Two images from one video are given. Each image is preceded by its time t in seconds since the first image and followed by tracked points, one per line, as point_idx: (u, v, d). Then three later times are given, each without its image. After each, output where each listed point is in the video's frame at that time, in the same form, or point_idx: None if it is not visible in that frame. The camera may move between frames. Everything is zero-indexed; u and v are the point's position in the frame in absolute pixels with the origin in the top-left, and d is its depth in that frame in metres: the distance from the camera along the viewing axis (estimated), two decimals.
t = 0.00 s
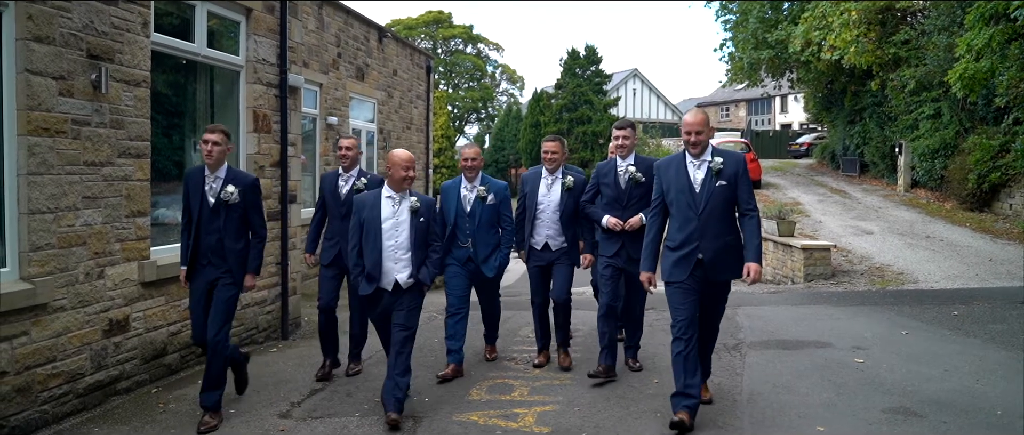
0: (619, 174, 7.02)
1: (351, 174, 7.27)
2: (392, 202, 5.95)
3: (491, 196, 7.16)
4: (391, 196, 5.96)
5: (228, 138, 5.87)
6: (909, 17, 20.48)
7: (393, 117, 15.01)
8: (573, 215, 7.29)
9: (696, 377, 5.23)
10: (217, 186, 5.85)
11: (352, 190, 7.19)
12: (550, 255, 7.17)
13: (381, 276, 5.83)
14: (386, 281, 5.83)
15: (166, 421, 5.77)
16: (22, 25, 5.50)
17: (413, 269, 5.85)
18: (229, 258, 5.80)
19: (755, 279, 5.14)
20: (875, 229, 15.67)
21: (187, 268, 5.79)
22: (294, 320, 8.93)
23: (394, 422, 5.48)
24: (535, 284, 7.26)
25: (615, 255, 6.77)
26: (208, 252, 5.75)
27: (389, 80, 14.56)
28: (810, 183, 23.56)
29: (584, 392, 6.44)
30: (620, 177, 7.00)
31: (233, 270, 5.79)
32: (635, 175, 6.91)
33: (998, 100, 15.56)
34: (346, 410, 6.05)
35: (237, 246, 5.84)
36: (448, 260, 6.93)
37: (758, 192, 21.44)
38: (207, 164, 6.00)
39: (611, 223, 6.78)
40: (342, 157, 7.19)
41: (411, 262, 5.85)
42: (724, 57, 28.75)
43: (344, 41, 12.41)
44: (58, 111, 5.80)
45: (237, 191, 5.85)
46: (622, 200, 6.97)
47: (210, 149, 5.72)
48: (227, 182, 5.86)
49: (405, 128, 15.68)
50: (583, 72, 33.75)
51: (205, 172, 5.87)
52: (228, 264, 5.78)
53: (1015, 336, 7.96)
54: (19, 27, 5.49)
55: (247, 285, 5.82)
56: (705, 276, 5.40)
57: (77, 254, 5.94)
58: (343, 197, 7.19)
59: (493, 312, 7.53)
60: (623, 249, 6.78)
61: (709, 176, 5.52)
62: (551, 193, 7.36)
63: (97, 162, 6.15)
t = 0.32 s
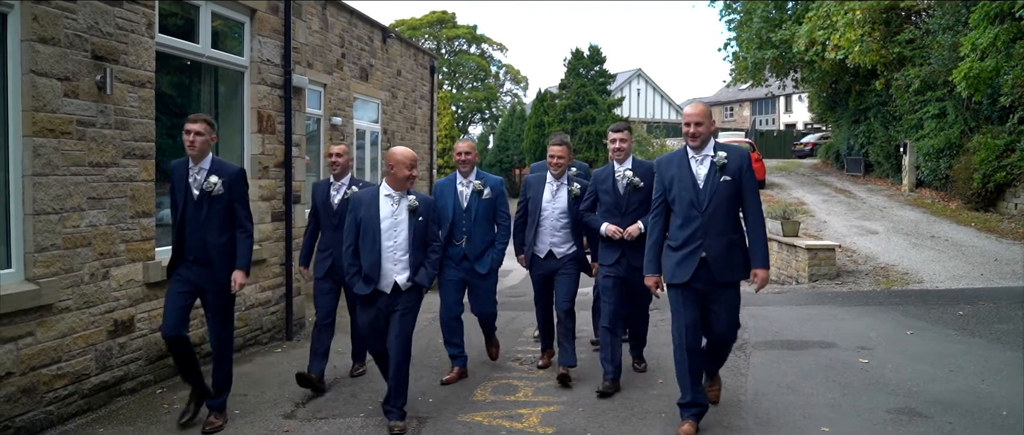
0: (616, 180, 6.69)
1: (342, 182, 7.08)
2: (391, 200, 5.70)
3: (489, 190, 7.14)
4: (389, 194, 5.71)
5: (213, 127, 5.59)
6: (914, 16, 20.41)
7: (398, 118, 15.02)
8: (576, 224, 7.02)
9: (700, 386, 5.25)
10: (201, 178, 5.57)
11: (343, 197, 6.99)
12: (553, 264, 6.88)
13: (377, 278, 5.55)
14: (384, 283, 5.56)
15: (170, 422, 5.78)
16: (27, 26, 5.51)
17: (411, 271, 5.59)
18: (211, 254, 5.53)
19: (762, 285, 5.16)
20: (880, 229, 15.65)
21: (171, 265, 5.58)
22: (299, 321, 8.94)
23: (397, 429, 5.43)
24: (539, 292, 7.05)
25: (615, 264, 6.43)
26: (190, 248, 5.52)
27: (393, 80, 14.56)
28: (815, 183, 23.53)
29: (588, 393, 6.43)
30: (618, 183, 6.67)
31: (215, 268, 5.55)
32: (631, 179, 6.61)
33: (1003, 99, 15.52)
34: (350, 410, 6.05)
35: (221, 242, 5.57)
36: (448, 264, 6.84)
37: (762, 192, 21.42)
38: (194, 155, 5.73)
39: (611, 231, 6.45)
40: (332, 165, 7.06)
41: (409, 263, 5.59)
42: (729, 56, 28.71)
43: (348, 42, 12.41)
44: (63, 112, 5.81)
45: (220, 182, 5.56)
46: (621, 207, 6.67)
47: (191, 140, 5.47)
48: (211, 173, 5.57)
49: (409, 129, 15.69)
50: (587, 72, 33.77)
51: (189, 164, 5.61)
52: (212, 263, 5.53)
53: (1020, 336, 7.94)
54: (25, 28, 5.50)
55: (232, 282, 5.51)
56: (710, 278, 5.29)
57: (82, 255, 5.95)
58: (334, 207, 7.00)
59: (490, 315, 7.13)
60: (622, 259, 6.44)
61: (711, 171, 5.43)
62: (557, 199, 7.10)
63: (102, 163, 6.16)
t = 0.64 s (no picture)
0: (617, 174, 6.57)
1: (326, 181, 6.60)
2: (385, 193, 5.51)
3: (487, 185, 6.95)
4: (383, 188, 5.51)
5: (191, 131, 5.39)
6: (918, 13, 20.36)
7: (401, 116, 15.03)
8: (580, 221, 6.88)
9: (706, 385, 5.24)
10: (180, 184, 5.36)
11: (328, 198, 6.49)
12: (554, 266, 6.73)
13: (374, 275, 5.35)
14: (380, 281, 5.36)
15: (173, 420, 5.77)
16: (31, 25, 5.52)
17: (410, 268, 5.42)
18: (193, 262, 5.31)
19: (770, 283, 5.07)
20: (884, 227, 15.63)
21: (151, 276, 5.34)
22: (302, 319, 8.94)
23: (400, 428, 5.43)
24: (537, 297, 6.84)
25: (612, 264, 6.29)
26: (172, 258, 5.29)
27: (397, 79, 14.56)
28: (818, 180, 23.51)
29: (591, 391, 6.42)
30: (618, 177, 6.55)
31: (198, 277, 5.33)
32: (632, 174, 6.47)
33: (1007, 97, 15.50)
34: (354, 409, 6.06)
35: (204, 251, 5.35)
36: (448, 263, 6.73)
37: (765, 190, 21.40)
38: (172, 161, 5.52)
39: (611, 232, 6.27)
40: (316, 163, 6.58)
41: (408, 260, 5.42)
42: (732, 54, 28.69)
43: (351, 40, 12.40)
44: (67, 110, 5.82)
45: (201, 187, 5.35)
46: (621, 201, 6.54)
47: (169, 144, 5.27)
48: (190, 179, 5.36)
49: (412, 127, 15.70)
50: (590, 70, 33.76)
51: (168, 170, 5.40)
52: (195, 273, 5.32)
53: None
54: (28, 27, 5.51)
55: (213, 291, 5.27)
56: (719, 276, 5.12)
57: (86, 253, 5.96)
58: (320, 208, 6.51)
59: (482, 309, 6.71)
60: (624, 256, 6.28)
61: (719, 164, 5.24)
62: (560, 199, 6.93)
63: (106, 162, 6.17)
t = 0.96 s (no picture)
0: (620, 166, 6.28)
1: (317, 171, 6.40)
2: (373, 193, 5.24)
3: (485, 186, 6.59)
4: (371, 189, 5.24)
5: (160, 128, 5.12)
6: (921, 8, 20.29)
7: (403, 111, 15.03)
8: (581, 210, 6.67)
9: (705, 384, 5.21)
10: (151, 184, 5.07)
11: (318, 188, 6.31)
12: (555, 257, 6.51)
13: (363, 279, 5.10)
14: (369, 285, 5.11)
15: (176, 414, 5.79)
16: (32, 19, 5.51)
17: (403, 271, 5.19)
18: (166, 267, 5.02)
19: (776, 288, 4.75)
20: (886, 221, 15.61)
21: (121, 282, 5.02)
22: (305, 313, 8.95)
23: (404, 423, 5.43)
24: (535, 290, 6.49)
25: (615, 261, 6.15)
26: (143, 262, 4.98)
27: (399, 73, 14.55)
28: (821, 175, 23.49)
29: (594, 386, 6.43)
30: (622, 170, 6.28)
31: (171, 283, 5.03)
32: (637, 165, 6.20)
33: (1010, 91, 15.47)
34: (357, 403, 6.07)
35: (177, 255, 5.06)
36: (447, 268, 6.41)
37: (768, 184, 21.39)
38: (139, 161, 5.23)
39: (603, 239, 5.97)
40: (305, 152, 6.34)
41: (399, 263, 5.18)
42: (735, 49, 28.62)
43: (354, 35, 12.38)
44: (69, 105, 5.82)
45: (172, 187, 5.08)
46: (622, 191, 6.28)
47: (138, 141, 4.98)
48: (161, 178, 5.08)
49: (415, 122, 15.71)
50: (593, 64, 33.69)
51: (137, 170, 5.11)
52: (170, 279, 5.02)
53: None
54: (30, 22, 5.50)
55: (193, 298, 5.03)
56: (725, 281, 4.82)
57: (89, 247, 5.98)
58: (311, 198, 6.31)
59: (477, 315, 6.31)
60: (627, 249, 6.17)
61: (728, 164, 4.90)
62: (558, 186, 6.70)
63: (109, 157, 6.18)
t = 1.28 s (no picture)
0: (628, 172, 6.01)
1: (306, 170, 6.22)
2: (350, 198, 4.97)
3: (485, 188, 6.38)
4: (348, 195, 4.98)
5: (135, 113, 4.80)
6: (923, 5, 20.24)
7: (405, 109, 15.04)
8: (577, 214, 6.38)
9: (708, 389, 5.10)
10: (123, 173, 4.75)
11: (308, 188, 6.14)
12: (552, 263, 6.21)
13: (336, 288, 4.83)
14: (342, 295, 4.84)
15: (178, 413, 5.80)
16: (34, 18, 5.51)
17: (379, 282, 4.91)
18: (136, 261, 4.71)
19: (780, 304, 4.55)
20: (888, 219, 15.60)
21: (91, 278, 4.76)
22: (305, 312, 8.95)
23: (405, 419, 5.42)
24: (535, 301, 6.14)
25: (619, 270, 5.88)
26: (111, 256, 4.70)
27: (401, 71, 14.55)
28: (823, 173, 23.48)
29: (595, 384, 6.43)
30: (629, 175, 6.01)
31: (141, 280, 4.72)
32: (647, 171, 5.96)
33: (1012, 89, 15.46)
34: (359, 400, 6.08)
35: (147, 249, 4.74)
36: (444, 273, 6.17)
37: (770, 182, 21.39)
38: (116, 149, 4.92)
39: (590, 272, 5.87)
40: (293, 152, 6.17)
41: (375, 273, 4.89)
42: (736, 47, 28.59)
43: (355, 33, 12.37)
44: (71, 103, 5.82)
45: (145, 176, 4.75)
46: (628, 198, 5.99)
47: (111, 128, 4.68)
48: (133, 167, 4.76)
49: (417, 120, 15.72)
50: (595, 62, 33.65)
51: (109, 159, 4.79)
52: (139, 274, 4.71)
53: None
54: (32, 20, 5.49)
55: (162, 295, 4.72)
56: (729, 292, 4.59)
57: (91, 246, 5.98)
58: (300, 199, 6.16)
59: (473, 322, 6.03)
60: (632, 258, 5.91)
61: (737, 169, 4.63)
62: (551, 188, 6.42)
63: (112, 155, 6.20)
